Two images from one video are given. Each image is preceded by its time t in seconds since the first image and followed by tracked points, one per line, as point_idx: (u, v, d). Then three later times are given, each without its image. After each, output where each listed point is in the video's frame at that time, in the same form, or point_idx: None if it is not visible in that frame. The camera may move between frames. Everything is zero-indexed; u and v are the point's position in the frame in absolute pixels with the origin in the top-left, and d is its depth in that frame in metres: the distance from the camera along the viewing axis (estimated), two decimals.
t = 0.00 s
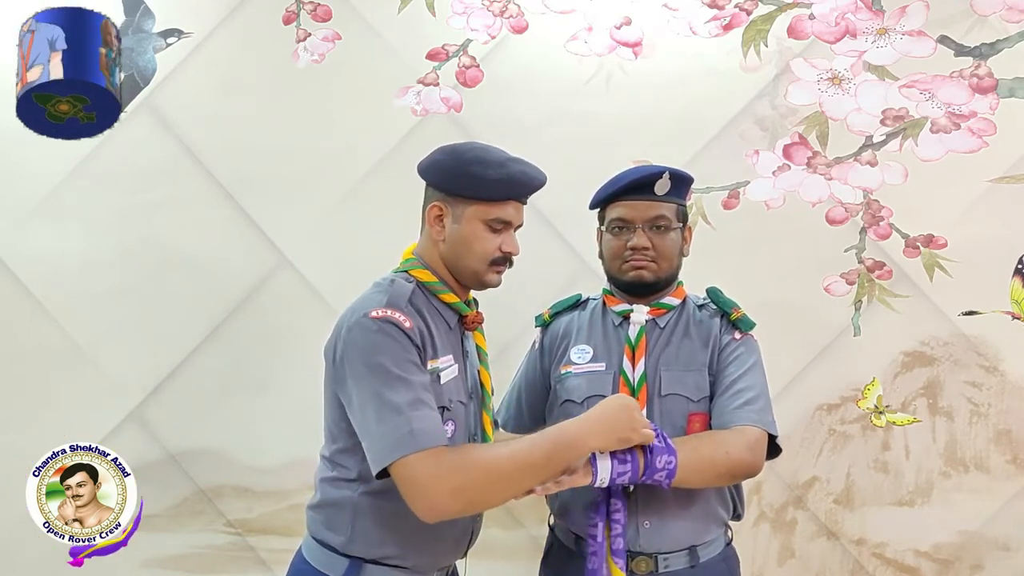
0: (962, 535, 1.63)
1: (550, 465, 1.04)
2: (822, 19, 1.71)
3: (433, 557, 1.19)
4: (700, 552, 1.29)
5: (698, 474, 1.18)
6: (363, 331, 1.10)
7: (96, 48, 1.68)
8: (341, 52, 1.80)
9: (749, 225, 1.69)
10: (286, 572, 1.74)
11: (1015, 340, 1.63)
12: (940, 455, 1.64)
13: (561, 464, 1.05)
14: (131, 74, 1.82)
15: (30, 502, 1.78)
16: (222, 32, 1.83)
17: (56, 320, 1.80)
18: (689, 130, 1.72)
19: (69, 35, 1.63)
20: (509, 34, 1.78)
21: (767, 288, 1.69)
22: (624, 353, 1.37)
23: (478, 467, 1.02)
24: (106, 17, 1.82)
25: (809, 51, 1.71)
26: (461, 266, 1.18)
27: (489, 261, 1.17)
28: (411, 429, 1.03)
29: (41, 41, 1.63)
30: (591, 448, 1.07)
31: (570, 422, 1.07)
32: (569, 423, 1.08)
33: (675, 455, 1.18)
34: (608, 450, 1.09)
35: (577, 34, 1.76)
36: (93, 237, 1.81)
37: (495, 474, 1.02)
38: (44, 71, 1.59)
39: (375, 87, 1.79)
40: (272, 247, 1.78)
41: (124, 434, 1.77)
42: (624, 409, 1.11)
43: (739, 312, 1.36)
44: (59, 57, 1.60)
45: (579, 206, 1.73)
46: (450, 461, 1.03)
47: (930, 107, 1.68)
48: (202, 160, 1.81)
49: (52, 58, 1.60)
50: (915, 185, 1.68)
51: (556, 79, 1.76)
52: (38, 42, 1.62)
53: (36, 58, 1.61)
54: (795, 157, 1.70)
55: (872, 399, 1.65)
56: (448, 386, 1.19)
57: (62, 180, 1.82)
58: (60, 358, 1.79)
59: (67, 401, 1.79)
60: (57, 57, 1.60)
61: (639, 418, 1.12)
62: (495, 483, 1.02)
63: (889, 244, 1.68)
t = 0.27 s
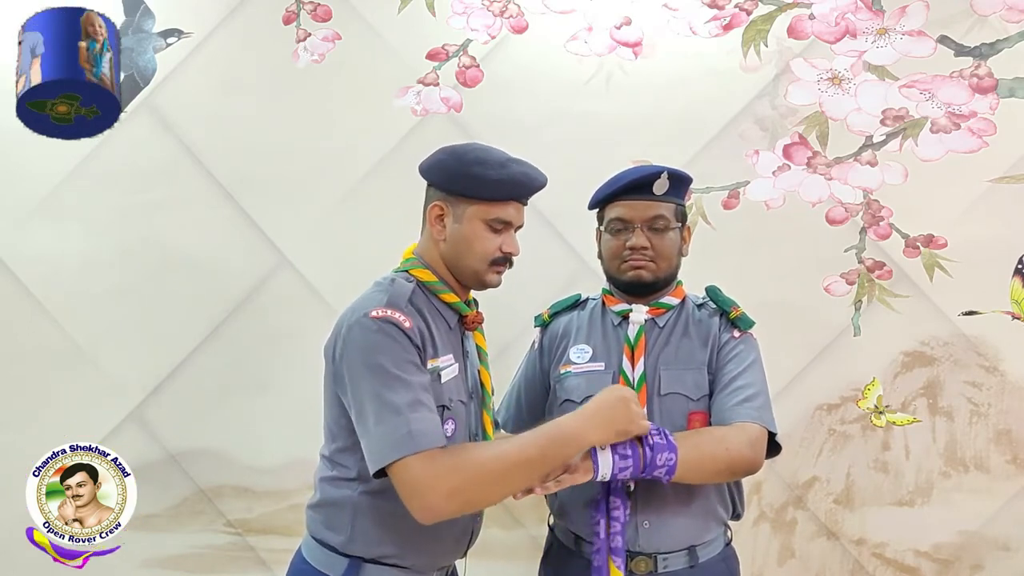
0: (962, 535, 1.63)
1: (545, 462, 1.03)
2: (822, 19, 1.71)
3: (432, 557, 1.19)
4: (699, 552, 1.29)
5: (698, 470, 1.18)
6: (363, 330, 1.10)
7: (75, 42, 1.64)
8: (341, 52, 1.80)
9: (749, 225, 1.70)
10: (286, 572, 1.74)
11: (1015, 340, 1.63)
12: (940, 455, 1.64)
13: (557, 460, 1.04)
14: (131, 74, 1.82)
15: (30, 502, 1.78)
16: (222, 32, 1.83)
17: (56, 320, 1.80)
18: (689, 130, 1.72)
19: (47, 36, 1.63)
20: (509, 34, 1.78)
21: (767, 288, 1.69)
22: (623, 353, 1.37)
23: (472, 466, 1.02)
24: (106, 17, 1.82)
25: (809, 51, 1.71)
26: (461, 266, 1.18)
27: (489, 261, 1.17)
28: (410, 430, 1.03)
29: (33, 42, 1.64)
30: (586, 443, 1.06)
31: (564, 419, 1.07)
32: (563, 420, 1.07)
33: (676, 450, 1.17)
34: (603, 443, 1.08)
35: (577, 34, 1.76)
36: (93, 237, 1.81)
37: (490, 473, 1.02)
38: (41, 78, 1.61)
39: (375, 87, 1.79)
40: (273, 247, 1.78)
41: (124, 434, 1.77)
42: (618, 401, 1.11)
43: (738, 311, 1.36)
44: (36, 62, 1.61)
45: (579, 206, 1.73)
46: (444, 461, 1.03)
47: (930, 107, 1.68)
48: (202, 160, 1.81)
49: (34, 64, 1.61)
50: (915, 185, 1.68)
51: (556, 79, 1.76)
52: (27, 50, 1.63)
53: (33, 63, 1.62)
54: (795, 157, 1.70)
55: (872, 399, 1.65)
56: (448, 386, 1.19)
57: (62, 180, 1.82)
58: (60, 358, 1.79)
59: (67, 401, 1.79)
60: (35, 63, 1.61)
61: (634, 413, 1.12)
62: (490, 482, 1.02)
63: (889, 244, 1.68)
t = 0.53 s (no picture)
0: (962, 535, 1.63)
1: (544, 446, 1.04)
2: (822, 19, 1.71)
3: (432, 556, 1.18)
4: (699, 553, 1.29)
5: (697, 464, 1.17)
6: (362, 327, 1.10)
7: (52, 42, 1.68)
8: (341, 52, 1.80)
9: (749, 225, 1.70)
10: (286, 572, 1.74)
11: (1015, 340, 1.64)
12: (940, 455, 1.64)
13: (557, 444, 1.05)
14: (131, 74, 1.82)
15: (30, 502, 1.78)
16: (222, 32, 1.82)
17: (56, 320, 1.80)
18: (689, 130, 1.72)
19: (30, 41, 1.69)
20: (509, 34, 1.78)
21: (767, 288, 1.69)
22: (623, 352, 1.36)
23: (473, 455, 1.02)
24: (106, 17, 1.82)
25: (809, 51, 1.71)
26: (461, 266, 1.18)
27: (489, 261, 1.17)
28: (412, 423, 1.03)
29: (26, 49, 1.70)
30: (583, 425, 1.07)
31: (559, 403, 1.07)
32: (560, 404, 1.08)
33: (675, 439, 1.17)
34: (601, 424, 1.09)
35: (577, 34, 1.76)
36: (92, 237, 1.81)
37: (491, 461, 1.02)
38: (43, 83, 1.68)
39: (375, 87, 1.79)
40: (272, 247, 1.78)
41: (124, 434, 1.77)
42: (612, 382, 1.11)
43: (738, 310, 1.36)
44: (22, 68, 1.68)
45: (579, 206, 1.73)
46: (444, 451, 1.03)
47: (930, 107, 1.68)
48: (202, 160, 1.81)
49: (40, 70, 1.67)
50: (914, 185, 1.68)
51: (556, 79, 1.76)
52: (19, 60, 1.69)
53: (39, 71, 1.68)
54: (795, 157, 1.70)
55: (872, 399, 1.66)
56: (448, 384, 1.20)
57: (62, 180, 1.82)
58: (60, 358, 1.79)
59: (67, 401, 1.79)
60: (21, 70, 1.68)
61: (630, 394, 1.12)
62: (492, 469, 1.02)
63: (889, 244, 1.68)
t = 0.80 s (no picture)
0: (962, 535, 1.63)
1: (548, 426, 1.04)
2: (822, 19, 1.71)
3: (431, 556, 1.18)
4: (698, 553, 1.29)
5: (693, 461, 1.18)
6: (361, 324, 1.11)
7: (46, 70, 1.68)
8: (341, 52, 1.80)
9: (749, 225, 1.70)
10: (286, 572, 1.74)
11: (1015, 340, 1.64)
12: (940, 455, 1.64)
13: (559, 424, 1.05)
14: (131, 74, 1.82)
15: (30, 502, 1.78)
16: (222, 32, 1.82)
17: (56, 320, 1.80)
18: (689, 130, 1.72)
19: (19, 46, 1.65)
20: (509, 34, 1.78)
21: (767, 288, 1.69)
22: (622, 353, 1.36)
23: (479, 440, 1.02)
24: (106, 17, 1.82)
25: (809, 51, 1.71)
26: (460, 267, 1.18)
27: (488, 262, 1.17)
28: (415, 415, 1.04)
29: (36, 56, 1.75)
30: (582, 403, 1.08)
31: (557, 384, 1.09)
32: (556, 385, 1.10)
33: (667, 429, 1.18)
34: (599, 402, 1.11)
35: (577, 35, 1.76)
36: (92, 237, 1.81)
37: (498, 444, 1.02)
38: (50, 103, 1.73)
39: (375, 87, 1.79)
40: (272, 247, 1.78)
41: (124, 434, 1.77)
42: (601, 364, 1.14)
43: (736, 310, 1.36)
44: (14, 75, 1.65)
45: (579, 206, 1.73)
46: (451, 438, 1.03)
47: (930, 107, 1.68)
48: (202, 160, 1.81)
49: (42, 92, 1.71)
50: (915, 185, 1.68)
51: (556, 79, 1.76)
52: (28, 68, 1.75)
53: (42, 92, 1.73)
54: (795, 157, 1.70)
55: (872, 399, 1.65)
56: (447, 384, 1.20)
57: (62, 180, 1.82)
58: (60, 358, 1.79)
59: (67, 401, 1.79)
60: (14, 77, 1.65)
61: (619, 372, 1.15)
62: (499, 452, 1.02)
63: (889, 244, 1.68)
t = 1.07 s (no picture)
0: (962, 535, 1.63)
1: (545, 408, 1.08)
2: (822, 19, 1.71)
3: (430, 556, 1.17)
4: (697, 553, 1.29)
5: (688, 459, 1.18)
6: (359, 321, 1.12)
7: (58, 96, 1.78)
8: (341, 52, 1.80)
9: (749, 225, 1.70)
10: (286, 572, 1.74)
11: (1015, 340, 1.64)
12: (940, 455, 1.64)
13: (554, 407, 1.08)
14: (131, 74, 1.82)
15: (31, 502, 1.78)
16: (222, 32, 1.82)
17: (56, 320, 1.80)
18: (689, 130, 1.72)
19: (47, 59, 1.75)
20: (509, 34, 1.78)
21: (767, 288, 1.69)
22: (620, 353, 1.36)
23: (481, 423, 1.04)
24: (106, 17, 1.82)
25: (809, 51, 1.71)
26: (458, 268, 1.18)
27: (486, 265, 1.17)
28: (417, 404, 1.05)
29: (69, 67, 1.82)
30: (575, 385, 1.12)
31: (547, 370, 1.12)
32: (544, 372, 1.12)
33: (656, 423, 1.19)
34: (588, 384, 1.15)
35: (577, 34, 1.76)
36: (92, 237, 1.81)
37: (502, 427, 1.04)
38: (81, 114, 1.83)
39: (375, 87, 1.79)
40: (272, 247, 1.78)
41: (124, 434, 1.78)
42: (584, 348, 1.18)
43: (734, 309, 1.36)
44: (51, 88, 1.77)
45: (579, 206, 1.73)
46: (457, 423, 1.05)
47: (930, 107, 1.68)
48: (202, 160, 1.81)
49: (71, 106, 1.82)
50: (914, 185, 1.68)
51: (555, 79, 1.76)
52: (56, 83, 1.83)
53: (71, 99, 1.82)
54: (795, 157, 1.70)
55: (872, 399, 1.65)
56: (445, 382, 1.20)
57: (62, 180, 1.82)
58: (60, 358, 1.79)
59: (67, 401, 1.79)
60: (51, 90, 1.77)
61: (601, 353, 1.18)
62: (505, 435, 1.04)
63: (889, 244, 1.68)
